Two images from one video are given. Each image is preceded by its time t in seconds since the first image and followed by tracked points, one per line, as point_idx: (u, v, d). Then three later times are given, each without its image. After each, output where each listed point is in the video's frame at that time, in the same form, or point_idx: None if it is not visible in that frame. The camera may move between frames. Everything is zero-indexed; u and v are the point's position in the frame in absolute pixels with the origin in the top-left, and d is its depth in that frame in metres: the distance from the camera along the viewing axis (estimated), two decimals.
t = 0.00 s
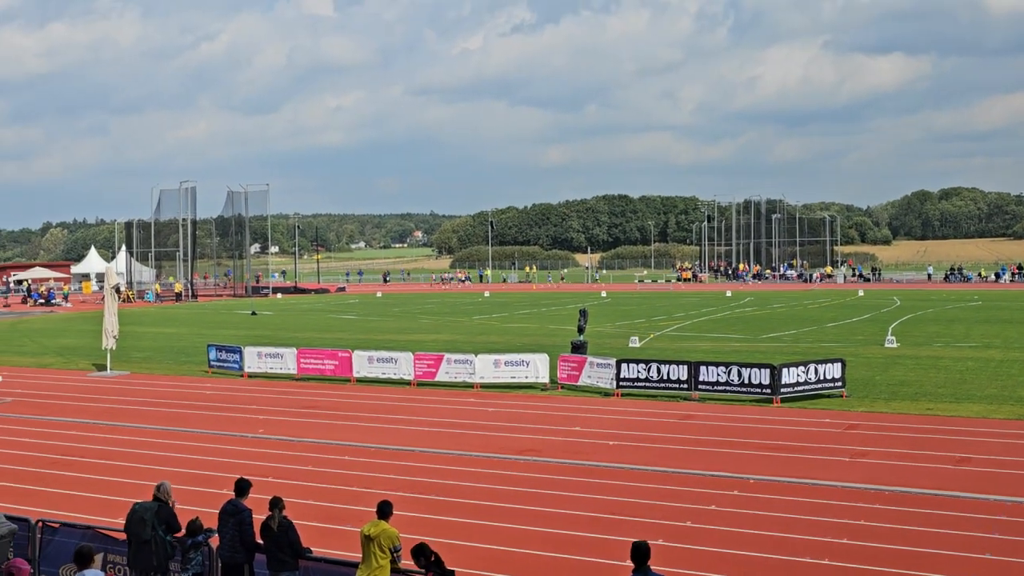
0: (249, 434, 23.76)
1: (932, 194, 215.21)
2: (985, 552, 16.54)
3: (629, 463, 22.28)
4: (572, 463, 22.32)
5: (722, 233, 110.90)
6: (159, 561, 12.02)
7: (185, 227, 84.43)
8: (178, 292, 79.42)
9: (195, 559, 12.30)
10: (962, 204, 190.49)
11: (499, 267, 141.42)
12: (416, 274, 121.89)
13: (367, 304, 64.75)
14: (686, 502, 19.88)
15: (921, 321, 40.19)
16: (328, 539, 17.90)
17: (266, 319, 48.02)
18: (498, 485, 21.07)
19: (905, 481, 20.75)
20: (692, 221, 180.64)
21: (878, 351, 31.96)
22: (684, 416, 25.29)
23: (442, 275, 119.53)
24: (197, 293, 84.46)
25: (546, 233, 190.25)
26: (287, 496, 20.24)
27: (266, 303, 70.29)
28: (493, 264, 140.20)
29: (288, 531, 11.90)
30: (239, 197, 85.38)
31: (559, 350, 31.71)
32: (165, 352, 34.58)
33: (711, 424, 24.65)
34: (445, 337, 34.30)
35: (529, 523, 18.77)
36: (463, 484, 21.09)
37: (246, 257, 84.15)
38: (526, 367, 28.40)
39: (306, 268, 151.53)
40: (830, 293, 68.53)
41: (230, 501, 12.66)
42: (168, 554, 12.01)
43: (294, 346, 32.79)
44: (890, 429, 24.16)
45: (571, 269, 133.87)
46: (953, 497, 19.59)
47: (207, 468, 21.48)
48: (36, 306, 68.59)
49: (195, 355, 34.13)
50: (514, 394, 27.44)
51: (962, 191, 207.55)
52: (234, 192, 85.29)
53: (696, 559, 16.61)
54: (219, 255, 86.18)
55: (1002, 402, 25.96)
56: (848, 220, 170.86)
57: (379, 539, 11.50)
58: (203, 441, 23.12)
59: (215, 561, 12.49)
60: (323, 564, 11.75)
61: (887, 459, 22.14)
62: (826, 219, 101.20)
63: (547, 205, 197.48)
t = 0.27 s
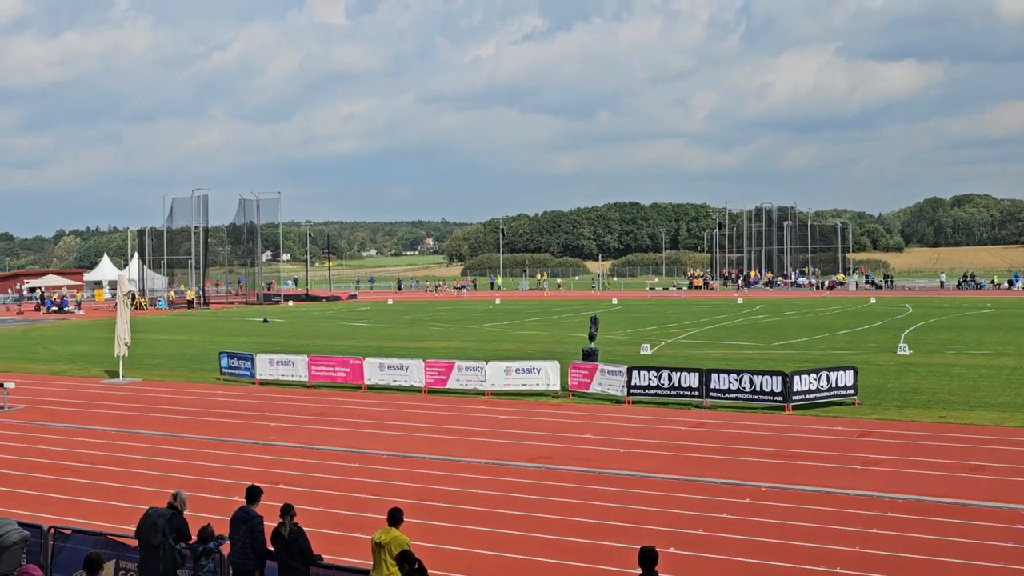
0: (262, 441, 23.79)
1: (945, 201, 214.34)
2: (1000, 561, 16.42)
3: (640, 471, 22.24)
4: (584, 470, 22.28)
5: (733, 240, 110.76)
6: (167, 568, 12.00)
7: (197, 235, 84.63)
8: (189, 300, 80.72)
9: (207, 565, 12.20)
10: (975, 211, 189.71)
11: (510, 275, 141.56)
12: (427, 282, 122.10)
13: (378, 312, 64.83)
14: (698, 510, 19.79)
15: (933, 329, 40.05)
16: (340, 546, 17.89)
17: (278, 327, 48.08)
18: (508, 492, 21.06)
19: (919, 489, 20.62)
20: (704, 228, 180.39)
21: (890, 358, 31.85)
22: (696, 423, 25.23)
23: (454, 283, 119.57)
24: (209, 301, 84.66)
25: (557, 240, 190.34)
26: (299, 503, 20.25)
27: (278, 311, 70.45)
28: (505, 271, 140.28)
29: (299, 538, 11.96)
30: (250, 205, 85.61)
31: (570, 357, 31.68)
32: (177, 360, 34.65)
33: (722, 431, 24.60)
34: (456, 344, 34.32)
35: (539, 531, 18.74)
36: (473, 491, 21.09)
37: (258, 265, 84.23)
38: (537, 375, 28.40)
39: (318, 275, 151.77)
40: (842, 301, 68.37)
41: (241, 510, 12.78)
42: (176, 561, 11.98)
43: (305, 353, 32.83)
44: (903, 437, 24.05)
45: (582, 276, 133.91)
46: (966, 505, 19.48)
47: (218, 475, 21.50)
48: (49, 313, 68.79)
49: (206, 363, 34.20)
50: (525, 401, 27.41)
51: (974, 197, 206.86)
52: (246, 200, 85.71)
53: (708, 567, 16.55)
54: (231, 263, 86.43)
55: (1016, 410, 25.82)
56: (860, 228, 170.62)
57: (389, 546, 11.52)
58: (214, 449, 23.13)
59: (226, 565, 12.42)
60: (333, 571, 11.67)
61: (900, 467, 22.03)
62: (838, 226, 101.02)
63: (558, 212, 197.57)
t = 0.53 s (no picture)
0: (273, 448, 23.79)
1: (957, 206, 213.62)
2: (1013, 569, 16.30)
3: (651, 478, 22.18)
4: (595, 478, 22.22)
5: (744, 247, 110.60)
6: None
7: (209, 242, 84.84)
8: (200, 307, 80.52)
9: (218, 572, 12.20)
10: (987, 217, 188.95)
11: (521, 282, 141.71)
12: (438, 288, 122.16)
13: (389, 319, 64.92)
14: (709, 517, 19.72)
15: (945, 336, 39.88)
16: (350, 553, 17.87)
17: (289, 334, 48.12)
18: (519, 499, 21.01)
19: (932, 497, 20.50)
20: (715, 235, 180.12)
21: (902, 365, 31.72)
22: (707, 430, 25.15)
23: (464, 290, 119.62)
24: (220, 307, 85.10)
25: (568, 247, 190.27)
26: (309, 510, 20.24)
27: (289, 318, 70.53)
28: (515, 278, 140.33)
29: (309, 545, 11.96)
30: (262, 212, 85.55)
31: (581, 365, 31.65)
32: (188, 367, 34.69)
33: (732, 438, 24.53)
34: (466, 351, 34.32)
35: (550, 538, 18.70)
36: (483, 498, 21.04)
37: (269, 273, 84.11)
38: (547, 382, 28.37)
39: (329, 283, 151.95)
40: (853, 307, 68.22)
41: (252, 515, 12.78)
42: (186, 569, 12.00)
43: (316, 360, 32.85)
44: (916, 444, 23.94)
45: (592, 283, 133.83)
46: (980, 513, 19.34)
47: (229, 481, 21.51)
48: (61, 320, 68.99)
49: (217, 369, 34.24)
50: (535, 408, 27.37)
51: (986, 203, 206.20)
52: (258, 207, 85.44)
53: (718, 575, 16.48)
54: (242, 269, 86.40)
55: None
56: (872, 234, 170.34)
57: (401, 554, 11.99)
58: (225, 456, 23.14)
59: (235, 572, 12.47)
60: None
61: (912, 475, 21.91)
62: (849, 233, 100.82)
63: (569, 219, 197.55)
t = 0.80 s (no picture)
0: (285, 454, 23.83)
1: (970, 213, 212.77)
2: None
3: (663, 485, 22.11)
4: (607, 485, 22.17)
5: (756, 253, 110.43)
6: None
7: (221, 248, 84.97)
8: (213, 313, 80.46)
9: None
10: (1001, 224, 188.07)
11: (532, 288, 141.68)
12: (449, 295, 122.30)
13: (400, 325, 64.99)
14: (721, 524, 19.66)
15: (959, 342, 39.69)
16: (361, 560, 17.87)
17: (301, 340, 48.13)
18: (530, 506, 20.98)
19: (945, 504, 20.39)
20: (727, 241, 179.82)
21: (915, 372, 31.61)
22: (719, 437, 25.08)
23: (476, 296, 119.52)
24: (232, 314, 85.11)
25: (579, 253, 190.28)
26: (321, 517, 20.25)
27: (301, 324, 70.69)
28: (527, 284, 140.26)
29: (321, 551, 12.11)
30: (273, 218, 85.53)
31: (592, 371, 31.61)
32: (200, 373, 34.78)
33: (745, 445, 24.46)
34: (478, 358, 34.33)
35: (563, 545, 18.64)
36: (495, 505, 21.02)
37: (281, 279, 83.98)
38: (559, 389, 28.33)
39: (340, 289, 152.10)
40: (866, 314, 68.02)
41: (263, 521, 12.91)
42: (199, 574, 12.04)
43: (327, 367, 32.90)
44: (929, 451, 23.82)
45: (604, 290, 133.76)
46: (994, 521, 19.22)
47: (242, 487, 21.55)
48: (74, 327, 69.18)
49: (229, 376, 34.30)
50: (547, 415, 27.33)
51: (999, 209, 205.30)
52: (269, 214, 85.31)
53: None
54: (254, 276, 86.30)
55: None
56: (884, 241, 169.86)
57: (411, 560, 12.07)
58: (237, 462, 23.18)
59: None
60: None
61: (925, 483, 21.80)
62: (862, 239, 100.55)
63: (580, 226, 197.57)
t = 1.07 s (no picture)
0: (299, 460, 23.86)
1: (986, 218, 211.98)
2: None
3: (676, 491, 22.06)
4: (620, 491, 22.12)
5: (770, 259, 110.28)
6: None
7: (236, 254, 85.30)
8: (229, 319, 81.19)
9: None
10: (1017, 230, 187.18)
11: (546, 294, 141.69)
12: (464, 301, 122.44)
13: (415, 331, 65.10)
14: (734, 531, 19.60)
15: (975, 348, 39.48)
16: (374, 566, 17.87)
17: (316, 346, 48.19)
18: (544, 512, 20.95)
19: (961, 511, 20.27)
20: (741, 246, 179.50)
21: (931, 378, 31.45)
22: (733, 443, 25.01)
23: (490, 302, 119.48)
24: (246, 319, 85.16)
25: (593, 259, 190.36)
26: (334, 522, 20.27)
27: (316, 330, 70.91)
28: (541, 290, 140.20)
29: (333, 558, 12.55)
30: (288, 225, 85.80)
31: (606, 377, 31.58)
32: (215, 379, 34.86)
33: (759, 451, 24.38)
34: (492, 364, 34.33)
35: (575, 551, 18.61)
36: (509, 511, 21.00)
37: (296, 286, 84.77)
38: (573, 395, 28.30)
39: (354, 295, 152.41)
40: (882, 320, 67.83)
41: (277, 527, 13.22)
42: None
43: (341, 372, 32.93)
44: (944, 458, 23.70)
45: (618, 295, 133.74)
46: (1010, 529, 19.09)
47: (256, 493, 21.59)
48: (90, 332, 69.49)
49: (244, 382, 34.38)
50: (561, 421, 27.30)
51: (1015, 213, 204.26)
52: (284, 220, 85.18)
53: None
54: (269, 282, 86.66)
55: None
56: (899, 246, 169.25)
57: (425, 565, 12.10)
58: (251, 467, 23.22)
59: None
60: None
61: (940, 490, 21.67)
62: (877, 245, 100.28)
63: (594, 231, 197.54)
